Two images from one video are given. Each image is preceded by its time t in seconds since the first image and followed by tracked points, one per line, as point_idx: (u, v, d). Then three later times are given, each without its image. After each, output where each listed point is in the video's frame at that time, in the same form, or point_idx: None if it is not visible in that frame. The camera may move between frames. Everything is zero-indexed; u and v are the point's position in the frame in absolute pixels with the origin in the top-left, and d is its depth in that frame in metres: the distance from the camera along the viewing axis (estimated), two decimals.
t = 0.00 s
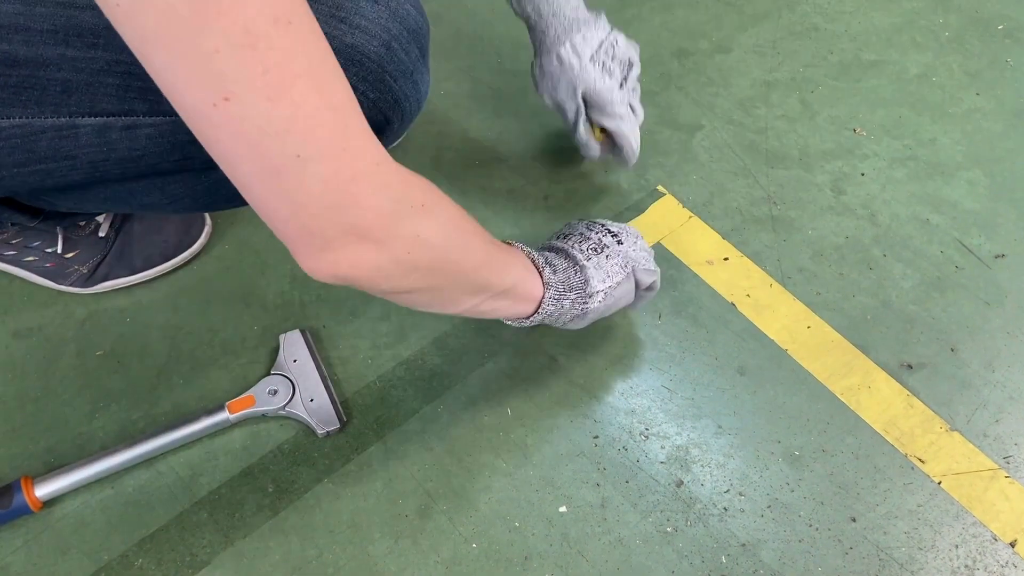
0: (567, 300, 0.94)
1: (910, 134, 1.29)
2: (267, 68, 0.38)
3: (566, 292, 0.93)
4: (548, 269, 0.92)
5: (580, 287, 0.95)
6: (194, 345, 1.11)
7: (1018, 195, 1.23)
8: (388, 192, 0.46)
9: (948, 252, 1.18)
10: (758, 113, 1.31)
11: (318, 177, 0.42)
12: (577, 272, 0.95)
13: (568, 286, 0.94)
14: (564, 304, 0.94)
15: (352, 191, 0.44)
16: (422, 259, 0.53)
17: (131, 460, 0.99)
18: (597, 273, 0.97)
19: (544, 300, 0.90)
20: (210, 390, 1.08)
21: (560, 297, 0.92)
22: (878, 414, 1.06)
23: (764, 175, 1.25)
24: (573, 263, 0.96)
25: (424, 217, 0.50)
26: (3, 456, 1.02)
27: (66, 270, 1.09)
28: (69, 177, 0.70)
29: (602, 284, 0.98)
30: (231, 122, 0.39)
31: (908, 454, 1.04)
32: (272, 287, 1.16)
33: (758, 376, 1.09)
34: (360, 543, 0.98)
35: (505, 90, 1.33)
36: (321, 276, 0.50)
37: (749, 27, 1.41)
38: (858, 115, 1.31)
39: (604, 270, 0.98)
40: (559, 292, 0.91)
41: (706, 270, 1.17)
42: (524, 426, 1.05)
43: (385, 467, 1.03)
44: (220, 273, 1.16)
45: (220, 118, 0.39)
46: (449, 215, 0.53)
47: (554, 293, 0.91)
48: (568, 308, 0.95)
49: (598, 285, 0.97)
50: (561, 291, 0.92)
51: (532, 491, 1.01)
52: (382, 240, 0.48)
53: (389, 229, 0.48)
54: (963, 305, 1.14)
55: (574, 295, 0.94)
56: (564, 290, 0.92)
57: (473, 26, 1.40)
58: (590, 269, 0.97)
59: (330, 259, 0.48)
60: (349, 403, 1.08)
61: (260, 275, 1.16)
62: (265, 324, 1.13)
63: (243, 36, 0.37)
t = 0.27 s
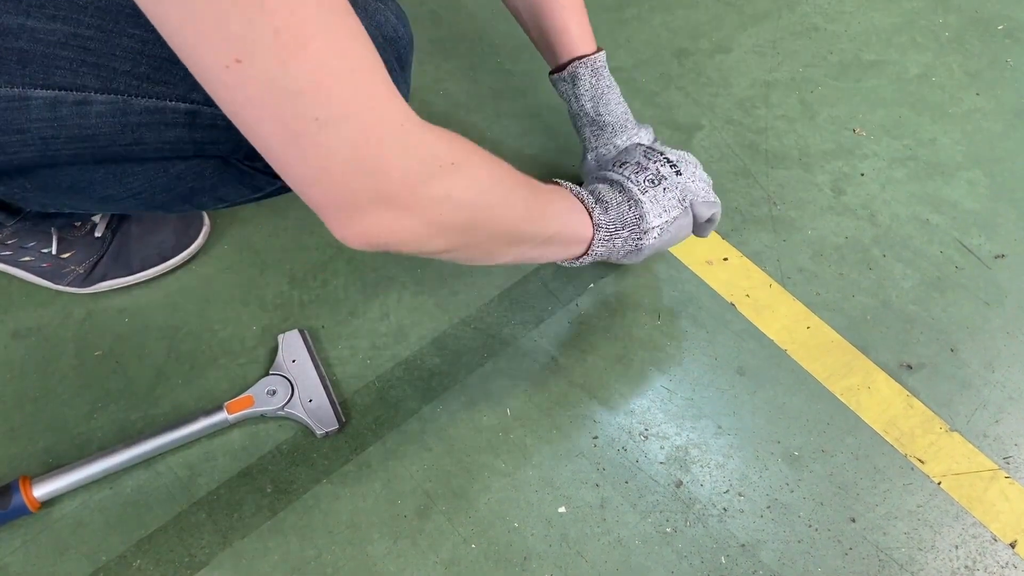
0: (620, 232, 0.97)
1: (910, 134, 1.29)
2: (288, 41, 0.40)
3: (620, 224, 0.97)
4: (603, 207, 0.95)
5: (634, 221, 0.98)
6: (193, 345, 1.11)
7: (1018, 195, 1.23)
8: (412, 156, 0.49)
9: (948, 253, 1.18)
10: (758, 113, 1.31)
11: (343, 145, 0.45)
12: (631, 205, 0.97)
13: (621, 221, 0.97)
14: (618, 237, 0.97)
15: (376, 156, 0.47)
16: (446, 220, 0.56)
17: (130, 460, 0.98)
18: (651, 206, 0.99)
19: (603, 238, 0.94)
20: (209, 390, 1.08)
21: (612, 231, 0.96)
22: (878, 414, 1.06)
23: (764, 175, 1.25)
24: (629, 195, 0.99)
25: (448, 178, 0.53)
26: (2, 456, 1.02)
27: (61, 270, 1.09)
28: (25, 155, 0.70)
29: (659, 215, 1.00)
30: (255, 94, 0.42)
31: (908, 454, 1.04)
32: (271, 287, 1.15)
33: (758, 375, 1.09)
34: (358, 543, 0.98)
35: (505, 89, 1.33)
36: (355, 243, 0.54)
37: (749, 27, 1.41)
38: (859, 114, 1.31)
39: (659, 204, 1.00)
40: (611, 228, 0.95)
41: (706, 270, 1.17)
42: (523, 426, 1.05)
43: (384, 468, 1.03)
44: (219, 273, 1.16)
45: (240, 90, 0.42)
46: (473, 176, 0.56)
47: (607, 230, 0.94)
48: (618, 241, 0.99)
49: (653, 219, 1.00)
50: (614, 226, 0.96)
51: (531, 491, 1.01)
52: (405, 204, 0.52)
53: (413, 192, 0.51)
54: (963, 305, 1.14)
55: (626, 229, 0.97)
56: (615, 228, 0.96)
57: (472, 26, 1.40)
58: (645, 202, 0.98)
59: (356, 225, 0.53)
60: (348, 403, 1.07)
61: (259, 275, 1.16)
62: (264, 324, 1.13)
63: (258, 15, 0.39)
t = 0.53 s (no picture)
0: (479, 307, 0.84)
1: (910, 135, 1.29)
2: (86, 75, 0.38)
3: (483, 295, 0.83)
4: (483, 266, 0.83)
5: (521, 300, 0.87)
6: (192, 346, 1.11)
7: (1017, 197, 1.23)
8: (207, 200, 0.48)
9: (947, 254, 1.18)
10: (757, 114, 1.31)
11: (117, 183, 0.42)
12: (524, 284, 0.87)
13: (482, 293, 0.83)
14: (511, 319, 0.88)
15: (164, 195, 0.45)
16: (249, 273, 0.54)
17: (131, 460, 0.98)
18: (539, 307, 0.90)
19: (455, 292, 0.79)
20: (209, 390, 1.07)
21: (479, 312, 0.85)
22: (877, 415, 1.06)
23: (763, 177, 1.25)
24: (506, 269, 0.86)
25: (253, 223, 0.52)
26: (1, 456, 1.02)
27: (61, 271, 1.09)
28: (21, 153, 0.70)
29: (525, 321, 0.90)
30: (40, 115, 0.39)
31: (907, 455, 1.04)
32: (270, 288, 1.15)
33: (757, 376, 1.09)
34: (358, 544, 0.98)
35: (504, 90, 1.33)
36: (121, 275, 0.51)
37: (748, 28, 1.41)
38: (858, 116, 1.31)
39: (543, 304, 0.90)
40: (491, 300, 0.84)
41: (706, 271, 1.17)
42: (522, 426, 1.05)
43: (383, 468, 1.03)
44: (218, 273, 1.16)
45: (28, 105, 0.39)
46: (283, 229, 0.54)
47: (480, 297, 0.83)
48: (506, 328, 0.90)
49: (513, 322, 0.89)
50: (485, 298, 0.84)
51: (530, 491, 1.01)
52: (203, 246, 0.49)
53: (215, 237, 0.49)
54: (962, 306, 1.14)
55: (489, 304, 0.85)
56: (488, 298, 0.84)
57: (472, 27, 1.40)
58: (533, 286, 0.88)
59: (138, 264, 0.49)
60: (347, 403, 1.07)
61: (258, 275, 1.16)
62: (264, 325, 1.13)
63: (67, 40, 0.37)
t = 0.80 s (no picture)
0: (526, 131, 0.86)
1: (910, 137, 1.29)
2: (174, 87, 0.42)
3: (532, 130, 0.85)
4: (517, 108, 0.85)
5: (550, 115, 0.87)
6: (192, 347, 1.11)
7: (1017, 199, 1.23)
8: (283, 167, 0.53)
9: (947, 256, 1.18)
10: (757, 117, 1.31)
11: (207, 172, 0.48)
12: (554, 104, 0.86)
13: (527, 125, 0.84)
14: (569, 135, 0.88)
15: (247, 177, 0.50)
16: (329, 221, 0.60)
17: (132, 460, 0.99)
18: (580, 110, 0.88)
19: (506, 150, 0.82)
20: (209, 392, 1.08)
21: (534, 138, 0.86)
22: (877, 417, 1.06)
23: (763, 179, 1.25)
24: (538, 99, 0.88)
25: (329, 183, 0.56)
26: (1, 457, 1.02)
27: (66, 277, 1.10)
28: (64, 137, 0.72)
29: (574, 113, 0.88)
30: (134, 131, 0.44)
31: (907, 458, 1.04)
32: (270, 289, 1.15)
33: (757, 378, 1.09)
34: (358, 546, 0.98)
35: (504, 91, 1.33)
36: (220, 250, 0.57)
37: (748, 31, 1.41)
38: (858, 118, 1.31)
39: (588, 114, 0.88)
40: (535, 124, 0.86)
41: (706, 273, 1.17)
42: (522, 428, 1.05)
43: (383, 470, 1.03)
44: (218, 275, 1.16)
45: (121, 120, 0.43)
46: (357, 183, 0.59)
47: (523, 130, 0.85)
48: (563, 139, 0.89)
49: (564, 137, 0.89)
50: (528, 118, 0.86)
51: (531, 493, 1.01)
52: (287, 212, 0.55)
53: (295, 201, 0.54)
54: (962, 309, 1.14)
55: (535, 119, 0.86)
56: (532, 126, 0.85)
57: (472, 29, 1.40)
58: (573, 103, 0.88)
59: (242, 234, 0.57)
60: (348, 405, 1.07)
61: (258, 276, 1.16)
62: (264, 326, 1.13)
63: (148, 51, 0.40)
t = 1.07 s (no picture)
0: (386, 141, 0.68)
1: (909, 140, 1.30)
2: None
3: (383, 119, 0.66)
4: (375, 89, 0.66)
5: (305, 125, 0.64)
6: (194, 349, 1.11)
7: (1016, 202, 1.24)
8: (66, 169, 0.55)
9: (947, 258, 1.19)
10: (757, 119, 1.32)
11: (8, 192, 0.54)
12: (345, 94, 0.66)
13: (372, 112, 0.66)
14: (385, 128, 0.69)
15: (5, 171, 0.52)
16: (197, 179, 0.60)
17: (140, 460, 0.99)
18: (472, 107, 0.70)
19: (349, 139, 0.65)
20: (211, 394, 1.08)
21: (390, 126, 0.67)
22: (877, 419, 1.07)
23: (763, 181, 1.25)
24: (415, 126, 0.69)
25: (59, 150, 0.54)
26: (4, 460, 1.02)
27: (57, 273, 1.08)
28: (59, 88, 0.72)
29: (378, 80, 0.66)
30: None
31: (907, 459, 1.04)
32: (272, 291, 1.15)
33: (758, 380, 1.09)
34: (360, 548, 0.98)
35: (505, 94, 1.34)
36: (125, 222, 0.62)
37: (749, 33, 1.41)
38: (858, 121, 1.32)
39: (460, 86, 0.66)
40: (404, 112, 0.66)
41: (706, 276, 1.17)
42: (523, 430, 1.05)
43: (385, 472, 1.03)
44: (219, 277, 1.16)
45: None
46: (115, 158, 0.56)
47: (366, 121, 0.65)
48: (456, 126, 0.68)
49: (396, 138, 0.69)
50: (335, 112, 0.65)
51: (532, 495, 1.01)
52: (71, 182, 0.55)
53: (17, 175, 0.53)
54: (962, 311, 1.14)
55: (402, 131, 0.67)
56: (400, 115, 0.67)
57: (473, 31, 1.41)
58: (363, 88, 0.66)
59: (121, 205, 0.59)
60: (349, 407, 1.08)
61: (259, 278, 1.16)
62: (265, 328, 1.13)
63: None
